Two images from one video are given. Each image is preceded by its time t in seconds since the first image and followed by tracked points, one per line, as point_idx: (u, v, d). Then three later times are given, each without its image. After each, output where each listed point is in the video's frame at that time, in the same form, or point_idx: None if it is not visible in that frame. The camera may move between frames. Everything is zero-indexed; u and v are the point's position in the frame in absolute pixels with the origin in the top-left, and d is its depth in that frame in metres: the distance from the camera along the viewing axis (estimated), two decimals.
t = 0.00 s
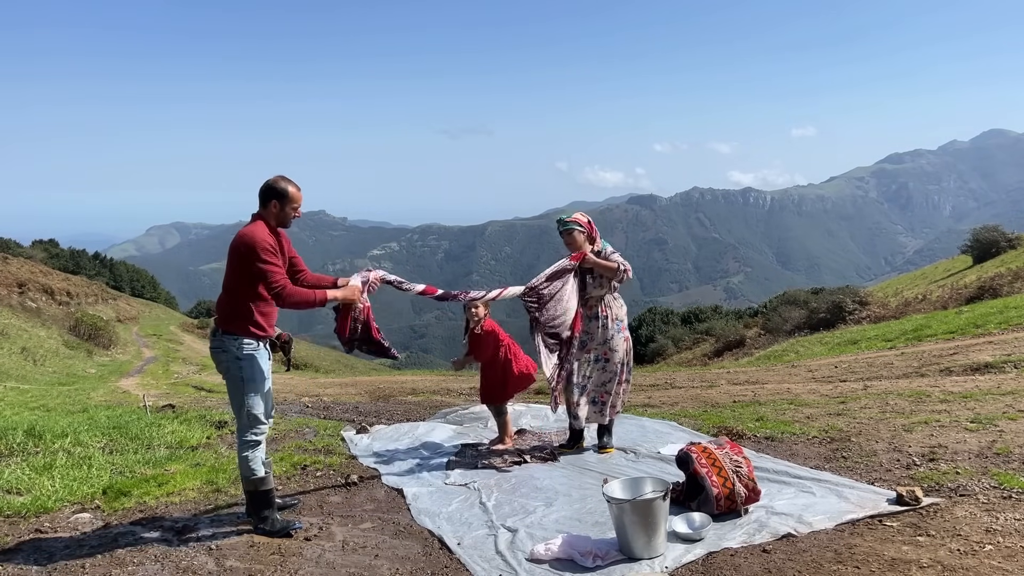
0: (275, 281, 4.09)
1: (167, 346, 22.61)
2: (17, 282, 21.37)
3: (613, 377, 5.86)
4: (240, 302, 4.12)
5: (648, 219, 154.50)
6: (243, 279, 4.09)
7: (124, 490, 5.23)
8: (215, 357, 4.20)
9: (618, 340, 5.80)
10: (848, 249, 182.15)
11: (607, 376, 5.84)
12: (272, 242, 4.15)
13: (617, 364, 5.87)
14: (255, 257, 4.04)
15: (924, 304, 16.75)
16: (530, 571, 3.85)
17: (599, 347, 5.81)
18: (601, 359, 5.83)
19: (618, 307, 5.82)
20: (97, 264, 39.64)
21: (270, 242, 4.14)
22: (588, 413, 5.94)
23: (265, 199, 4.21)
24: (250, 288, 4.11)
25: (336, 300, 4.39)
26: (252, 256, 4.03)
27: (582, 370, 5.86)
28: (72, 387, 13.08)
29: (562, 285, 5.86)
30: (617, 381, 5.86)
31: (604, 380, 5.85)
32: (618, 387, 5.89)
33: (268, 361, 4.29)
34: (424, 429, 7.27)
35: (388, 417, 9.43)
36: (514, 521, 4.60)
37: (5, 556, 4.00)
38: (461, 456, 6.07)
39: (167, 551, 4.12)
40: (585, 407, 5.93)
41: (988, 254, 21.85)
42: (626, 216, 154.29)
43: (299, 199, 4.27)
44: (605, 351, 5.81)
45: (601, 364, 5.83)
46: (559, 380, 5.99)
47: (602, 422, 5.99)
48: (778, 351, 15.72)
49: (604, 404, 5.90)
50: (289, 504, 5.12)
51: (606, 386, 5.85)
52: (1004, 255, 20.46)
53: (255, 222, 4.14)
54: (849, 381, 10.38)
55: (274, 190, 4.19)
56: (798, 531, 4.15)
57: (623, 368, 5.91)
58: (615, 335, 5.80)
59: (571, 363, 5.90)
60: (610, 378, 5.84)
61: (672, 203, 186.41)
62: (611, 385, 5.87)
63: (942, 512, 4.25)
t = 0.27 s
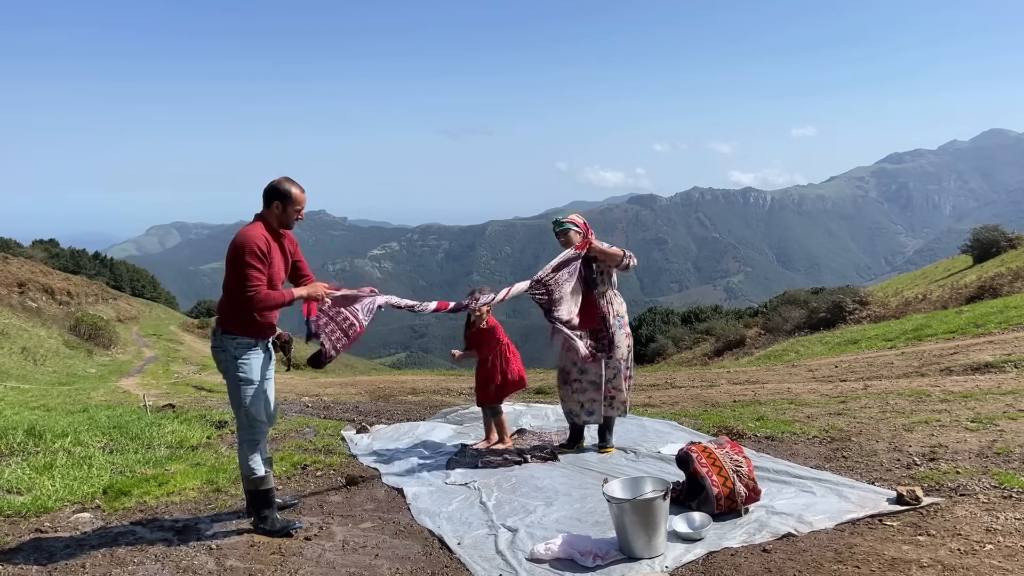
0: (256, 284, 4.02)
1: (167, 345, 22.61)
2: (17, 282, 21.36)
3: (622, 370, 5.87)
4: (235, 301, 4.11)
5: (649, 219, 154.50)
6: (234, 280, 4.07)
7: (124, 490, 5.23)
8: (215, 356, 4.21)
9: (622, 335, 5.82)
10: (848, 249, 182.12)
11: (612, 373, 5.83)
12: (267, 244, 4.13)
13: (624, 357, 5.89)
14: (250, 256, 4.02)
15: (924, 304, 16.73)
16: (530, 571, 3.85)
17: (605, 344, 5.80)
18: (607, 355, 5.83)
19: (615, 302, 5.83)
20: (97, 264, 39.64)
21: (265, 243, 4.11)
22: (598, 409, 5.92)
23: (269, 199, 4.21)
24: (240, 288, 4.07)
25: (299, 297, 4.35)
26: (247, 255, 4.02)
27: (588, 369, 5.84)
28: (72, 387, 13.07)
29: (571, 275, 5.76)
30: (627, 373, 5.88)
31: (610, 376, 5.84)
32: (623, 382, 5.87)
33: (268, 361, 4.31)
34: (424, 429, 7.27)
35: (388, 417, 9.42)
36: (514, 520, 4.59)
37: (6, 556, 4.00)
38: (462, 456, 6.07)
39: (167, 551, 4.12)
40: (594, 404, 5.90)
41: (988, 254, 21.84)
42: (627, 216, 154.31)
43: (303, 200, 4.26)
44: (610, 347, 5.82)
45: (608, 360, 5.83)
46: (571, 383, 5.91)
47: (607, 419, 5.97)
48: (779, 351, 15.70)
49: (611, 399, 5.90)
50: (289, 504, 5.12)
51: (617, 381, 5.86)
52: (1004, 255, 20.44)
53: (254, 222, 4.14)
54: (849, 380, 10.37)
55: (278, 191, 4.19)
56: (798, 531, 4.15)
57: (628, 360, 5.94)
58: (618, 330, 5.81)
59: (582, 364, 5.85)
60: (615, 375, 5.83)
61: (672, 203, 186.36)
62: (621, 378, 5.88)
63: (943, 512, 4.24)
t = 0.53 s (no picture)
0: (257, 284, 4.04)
1: (168, 346, 22.62)
2: (17, 282, 21.39)
3: (614, 376, 5.85)
4: (237, 301, 4.11)
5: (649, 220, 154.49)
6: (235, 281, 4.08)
7: (124, 490, 5.23)
8: (215, 357, 4.21)
9: (619, 340, 5.79)
10: (848, 250, 182.14)
11: (608, 376, 5.84)
12: (267, 244, 4.12)
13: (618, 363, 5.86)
14: (250, 256, 4.02)
15: (924, 304, 16.74)
16: (530, 571, 3.85)
17: (600, 347, 5.81)
18: (601, 359, 5.83)
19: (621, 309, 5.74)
20: (98, 264, 39.67)
21: (265, 243, 4.11)
22: (590, 411, 5.94)
23: (269, 199, 4.21)
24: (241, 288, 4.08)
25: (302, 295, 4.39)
26: (247, 255, 4.02)
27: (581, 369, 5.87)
28: (73, 387, 13.08)
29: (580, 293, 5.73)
30: (619, 380, 5.85)
31: (605, 379, 5.85)
32: (619, 387, 5.86)
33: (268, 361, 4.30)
34: (424, 430, 7.27)
35: (389, 417, 9.43)
36: (514, 521, 4.60)
37: (6, 556, 4.00)
38: (462, 456, 6.07)
39: (168, 551, 4.12)
40: (585, 405, 5.92)
41: (988, 254, 21.85)
42: (627, 216, 154.33)
43: (302, 200, 4.26)
44: (605, 351, 5.81)
45: (601, 363, 5.84)
46: (561, 379, 5.98)
47: (604, 421, 5.99)
48: (779, 351, 15.71)
49: (604, 402, 5.90)
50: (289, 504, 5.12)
51: (607, 385, 5.86)
52: (1004, 255, 20.46)
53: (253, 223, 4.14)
54: (849, 381, 10.37)
55: (278, 191, 4.19)
56: (798, 531, 4.15)
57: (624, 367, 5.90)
58: (615, 335, 5.79)
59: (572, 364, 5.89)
60: (610, 377, 5.84)
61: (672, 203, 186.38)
62: (613, 383, 5.86)
63: (943, 512, 4.24)
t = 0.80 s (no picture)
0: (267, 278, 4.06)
1: (168, 346, 22.60)
2: (17, 282, 21.37)
3: (610, 380, 5.83)
4: (236, 300, 4.12)
5: (649, 219, 154.42)
6: (240, 280, 4.09)
7: (124, 490, 5.23)
8: (214, 356, 4.20)
9: (615, 344, 5.80)
10: (848, 250, 182.10)
11: (603, 379, 5.83)
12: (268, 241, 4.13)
13: (615, 368, 5.85)
14: (248, 255, 4.03)
15: (924, 304, 16.73)
16: (530, 571, 3.85)
17: (596, 350, 5.84)
18: (597, 361, 5.85)
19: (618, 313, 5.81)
20: (97, 264, 39.65)
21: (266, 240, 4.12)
22: (586, 414, 5.94)
23: (265, 197, 4.21)
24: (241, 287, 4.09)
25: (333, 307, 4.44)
26: (245, 253, 4.03)
27: (577, 371, 5.91)
28: (73, 387, 13.07)
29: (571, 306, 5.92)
30: (614, 384, 5.83)
31: (600, 382, 5.84)
32: (615, 392, 5.84)
33: (267, 361, 4.30)
34: (424, 429, 7.27)
35: (389, 417, 9.42)
36: (514, 520, 4.60)
37: (6, 556, 4.00)
38: (462, 456, 6.07)
39: (168, 551, 4.12)
40: (580, 408, 5.94)
41: (988, 254, 21.85)
42: (627, 216, 154.29)
43: (298, 197, 4.26)
44: (601, 354, 5.83)
45: (597, 366, 5.85)
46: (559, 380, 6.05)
47: (602, 424, 5.99)
48: (779, 351, 15.70)
49: (600, 406, 5.90)
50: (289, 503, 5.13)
51: (604, 388, 5.84)
52: (1004, 255, 20.45)
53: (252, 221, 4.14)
54: (849, 381, 10.37)
55: (274, 189, 4.20)
56: (798, 531, 4.15)
57: (620, 372, 5.88)
58: (611, 339, 5.81)
59: (569, 364, 5.95)
60: (606, 381, 5.83)
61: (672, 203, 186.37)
62: (609, 387, 5.85)
63: (943, 512, 4.25)
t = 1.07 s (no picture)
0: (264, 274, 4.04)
1: (167, 345, 22.59)
2: (17, 282, 21.37)
3: (606, 382, 5.85)
4: (234, 298, 4.12)
5: (649, 219, 154.42)
6: (238, 277, 4.08)
7: (124, 489, 5.24)
8: (215, 356, 4.20)
9: (613, 345, 5.80)
10: (848, 249, 182.08)
11: (599, 381, 5.85)
12: (267, 238, 4.13)
13: (611, 370, 5.86)
14: (246, 251, 4.03)
15: (924, 303, 16.71)
16: (530, 570, 3.85)
17: (593, 350, 5.83)
18: (594, 362, 5.85)
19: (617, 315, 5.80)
20: (97, 263, 39.62)
21: (265, 237, 4.11)
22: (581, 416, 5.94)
23: (266, 195, 4.21)
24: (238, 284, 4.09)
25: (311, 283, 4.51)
26: (243, 249, 4.02)
27: (574, 372, 5.92)
28: (72, 386, 13.07)
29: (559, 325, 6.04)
30: (610, 386, 5.86)
31: (596, 384, 5.85)
32: (610, 393, 5.87)
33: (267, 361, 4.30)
34: (424, 429, 7.26)
35: (388, 416, 9.42)
36: (514, 520, 4.60)
37: (6, 555, 4.00)
38: (462, 455, 6.07)
39: (168, 550, 4.12)
40: (575, 409, 5.94)
41: (988, 253, 21.83)
42: (627, 215, 154.27)
43: (298, 194, 4.27)
44: (598, 355, 5.83)
45: (593, 367, 5.85)
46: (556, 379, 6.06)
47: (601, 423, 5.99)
48: (779, 350, 15.68)
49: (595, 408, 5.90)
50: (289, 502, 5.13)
51: (600, 389, 5.86)
52: (1004, 254, 20.43)
53: (252, 218, 4.13)
54: (849, 380, 10.35)
55: (275, 186, 4.20)
56: (798, 530, 4.15)
57: (617, 373, 5.89)
58: (609, 340, 5.80)
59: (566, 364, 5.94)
60: (602, 383, 5.85)
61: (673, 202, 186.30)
62: (605, 388, 5.87)
63: (943, 511, 4.25)
